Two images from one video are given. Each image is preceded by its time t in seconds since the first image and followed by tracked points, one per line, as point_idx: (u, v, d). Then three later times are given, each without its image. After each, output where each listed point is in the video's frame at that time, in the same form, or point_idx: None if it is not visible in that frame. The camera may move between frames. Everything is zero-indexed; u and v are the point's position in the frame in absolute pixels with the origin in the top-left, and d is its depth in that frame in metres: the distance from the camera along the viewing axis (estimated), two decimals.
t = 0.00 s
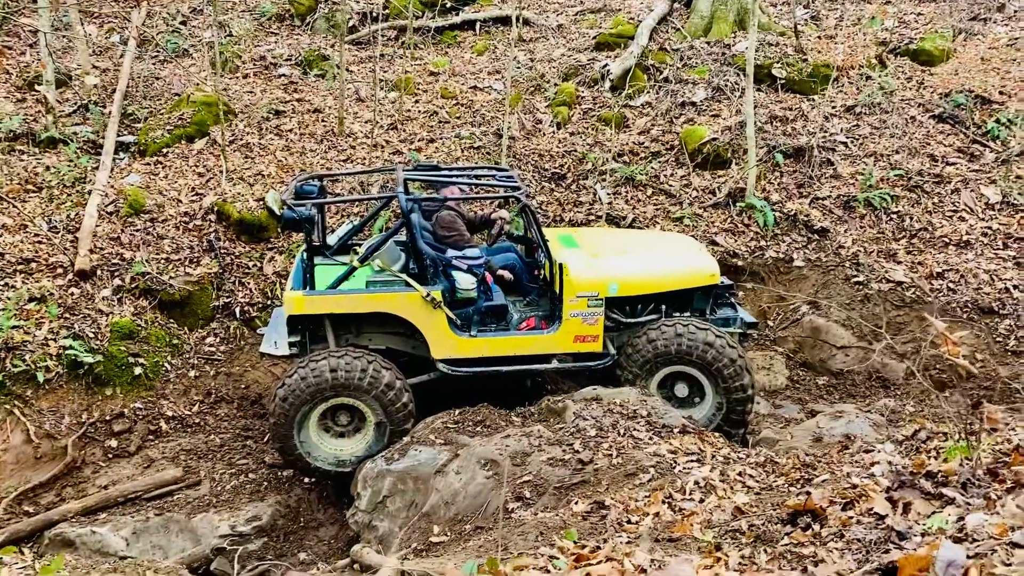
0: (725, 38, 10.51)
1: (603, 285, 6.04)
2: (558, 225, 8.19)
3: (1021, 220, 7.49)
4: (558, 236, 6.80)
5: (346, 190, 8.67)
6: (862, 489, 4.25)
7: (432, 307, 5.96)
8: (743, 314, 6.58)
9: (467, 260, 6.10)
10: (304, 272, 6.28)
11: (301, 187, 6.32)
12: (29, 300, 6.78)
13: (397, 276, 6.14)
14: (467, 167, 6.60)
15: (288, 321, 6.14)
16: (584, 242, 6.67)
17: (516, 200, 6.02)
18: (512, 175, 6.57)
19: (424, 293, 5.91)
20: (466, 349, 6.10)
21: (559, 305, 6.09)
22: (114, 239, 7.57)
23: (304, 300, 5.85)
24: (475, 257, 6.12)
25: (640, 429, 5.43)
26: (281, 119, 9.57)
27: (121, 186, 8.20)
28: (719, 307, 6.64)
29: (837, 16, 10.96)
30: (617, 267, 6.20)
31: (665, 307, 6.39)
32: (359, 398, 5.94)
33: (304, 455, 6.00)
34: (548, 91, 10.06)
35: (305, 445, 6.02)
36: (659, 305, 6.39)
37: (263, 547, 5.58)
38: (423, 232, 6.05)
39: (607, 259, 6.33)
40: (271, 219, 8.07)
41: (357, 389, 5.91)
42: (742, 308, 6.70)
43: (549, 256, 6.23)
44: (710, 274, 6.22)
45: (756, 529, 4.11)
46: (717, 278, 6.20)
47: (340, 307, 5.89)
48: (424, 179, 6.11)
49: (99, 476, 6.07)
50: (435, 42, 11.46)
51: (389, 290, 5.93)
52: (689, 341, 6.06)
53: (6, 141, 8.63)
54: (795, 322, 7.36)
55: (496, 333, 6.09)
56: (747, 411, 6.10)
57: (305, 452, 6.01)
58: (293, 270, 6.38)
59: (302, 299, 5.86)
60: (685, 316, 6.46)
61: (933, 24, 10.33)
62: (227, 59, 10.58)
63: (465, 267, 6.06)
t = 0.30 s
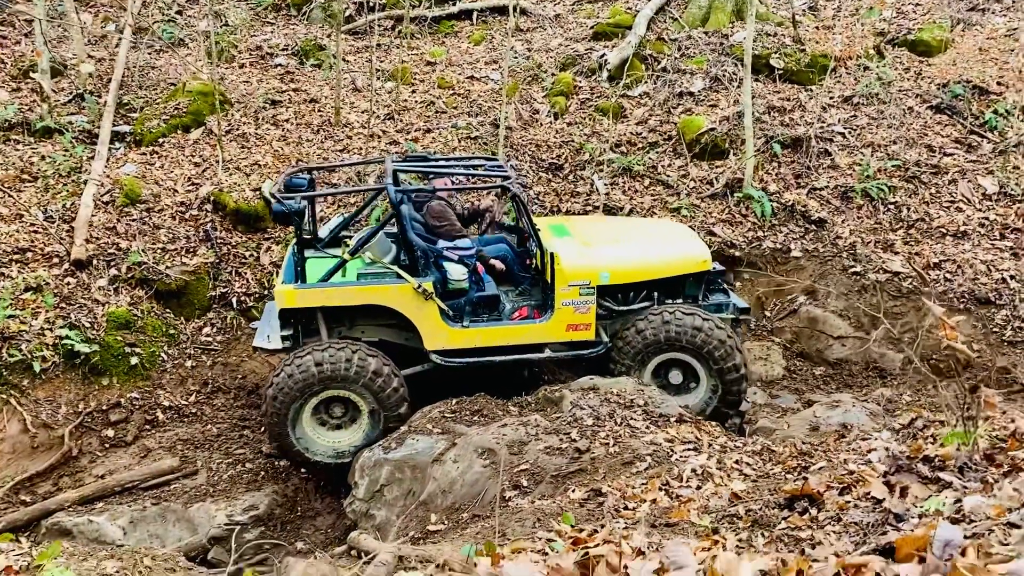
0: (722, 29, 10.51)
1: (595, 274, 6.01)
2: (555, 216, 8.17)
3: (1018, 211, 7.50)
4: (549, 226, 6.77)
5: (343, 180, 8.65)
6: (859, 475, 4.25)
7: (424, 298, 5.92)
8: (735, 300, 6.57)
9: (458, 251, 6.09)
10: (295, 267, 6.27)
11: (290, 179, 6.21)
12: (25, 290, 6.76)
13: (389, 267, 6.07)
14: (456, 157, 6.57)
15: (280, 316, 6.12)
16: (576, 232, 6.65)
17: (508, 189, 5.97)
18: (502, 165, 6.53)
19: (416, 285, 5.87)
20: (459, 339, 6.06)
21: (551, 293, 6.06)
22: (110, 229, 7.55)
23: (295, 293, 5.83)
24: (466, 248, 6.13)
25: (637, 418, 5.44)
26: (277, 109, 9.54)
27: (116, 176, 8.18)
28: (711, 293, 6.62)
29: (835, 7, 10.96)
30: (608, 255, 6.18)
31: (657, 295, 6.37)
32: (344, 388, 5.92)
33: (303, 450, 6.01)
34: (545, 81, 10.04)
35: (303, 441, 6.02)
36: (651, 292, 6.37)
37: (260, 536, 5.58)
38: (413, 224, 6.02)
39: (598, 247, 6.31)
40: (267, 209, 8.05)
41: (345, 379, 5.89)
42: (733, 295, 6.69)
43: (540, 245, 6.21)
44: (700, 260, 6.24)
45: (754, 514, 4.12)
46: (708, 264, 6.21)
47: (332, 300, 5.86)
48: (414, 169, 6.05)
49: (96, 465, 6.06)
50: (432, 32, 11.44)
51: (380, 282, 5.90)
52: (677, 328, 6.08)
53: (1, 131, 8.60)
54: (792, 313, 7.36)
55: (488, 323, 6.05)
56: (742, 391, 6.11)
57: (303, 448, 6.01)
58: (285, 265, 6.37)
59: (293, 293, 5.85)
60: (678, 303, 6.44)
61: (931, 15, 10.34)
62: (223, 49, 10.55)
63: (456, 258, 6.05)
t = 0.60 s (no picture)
0: (723, 21, 10.50)
1: (577, 262, 5.97)
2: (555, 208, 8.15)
3: (1019, 204, 7.48)
4: (530, 214, 6.69)
5: (343, 172, 8.63)
6: (860, 469, 4.26)
7: (408, 297, 5.83)
8: (721, 279, 6.57)
9: (440, 247, 5.95)
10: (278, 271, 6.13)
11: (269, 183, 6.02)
12: (24, 281, 6.74)
13: (371, 268, 5.90)
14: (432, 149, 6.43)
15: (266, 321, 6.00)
16: (556, 219, 6.57)
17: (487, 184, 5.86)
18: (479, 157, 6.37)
19: (399, 284, 5.77)
20: (445, 335, 5.99)
21: (535, 285, 6.01)
22: (109, 220, 7.53)
23: (279, 300, 5.72)
24: (447, 244, 5.98)
25: (638, 411, 5.44)
26: (277, 101, 9.51)
27: (116, 168, 8.16)
28: (697, 273, 6.65)
29: None
30: (591, 242, 6.14)
31: (642, 279, 6.35)
32: (321, 391, 5.71)
33: (309, 461, 5.87)
34: (545, 72, 10.01)
35: (306, 452, 5.87)
36: (636, 276, 6.35)
37: (260, 528, 5.59)
38: (393, 222, 5.88)
39: (580, 234, 6.27)
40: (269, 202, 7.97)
41: (316, 384, 5.69)
42: (720, 273, 6.70)
43: (522, 237, 6.13)
44: (684, 241, 6.19)
45: (754, 507, 4.13)
46: (691, 244, 6.18)
47: (316, 304, 5.77)
48: (390, 167, 5.89)
49: (96, 457, 6.10)
50: (431, 24, 11.42)
51: (363, 283, 5.81)
52: (646, 316, 6.08)
53: None
54: (792, 306, 7.35)
55: (475, 318, 5.99)
56: (732, 350, 6.12)
57: (309, 459, 5.86)
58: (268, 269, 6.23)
59: (277, 299, 5.73)
60: (664, 286, 6.45)
61: (933, 7, 10.32)
62: (222, 40, 10.52)
63: (439, 254, 5.92)
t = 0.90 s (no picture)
0: (727, 16, 10.50)
1: (560, 255, 5.83)
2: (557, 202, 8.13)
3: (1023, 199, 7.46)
4: (506, 199, 6.45)
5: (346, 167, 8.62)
6: (863, 464, 4.26)
7: (391, 305, 5.67)
8: (706, 257, 6.53)
9: (419, 251, 5.78)
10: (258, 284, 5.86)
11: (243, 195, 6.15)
12: (27, 276, 6.74)
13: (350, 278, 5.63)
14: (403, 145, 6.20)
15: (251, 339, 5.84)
16: (533, 205, 6.34)
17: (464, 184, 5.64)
18: (454, 152, 6.12)
19: (380, 294, 5.60)
20: (432, 339, 5.85)
21: (518, 282, 5.87)
22: (112, 215, 7.53)
23: (261, 319, 5.55)
24: (426, 248, 5.81)
25: (640, 406, 5.43)
26: (279, 95, 9.51)
27: (119, 162, 8.17)
28: (682, 252, 6.60)
29: None
30: (571, 233, 5.98)
31: (626, 263, 6.28)
32: (301, 401, 5.63)
33: (312, 469, 5.80)
34: (548, 67, 9.99)
35: (306, 461, 5.81)
36: (621, 261, 6.28)
37: (262, 523, 5.61)
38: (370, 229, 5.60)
39: (558, 223, 6.09)
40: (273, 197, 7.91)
41: (294, 395, 5.60)
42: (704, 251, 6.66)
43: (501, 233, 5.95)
44: (665, 223, 6.10)
45: (757, 502, 4.13)
46: (673, 227, 6.09)
47: (299, 319, 5.61)
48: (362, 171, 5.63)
49: (98, 451, 6.13)
50: (434, 19, 11.42)
51: (344, 295, 5.64)
52: (626, 313, 6.10)
53: (3, 117, 8.58)
54: (794, 301, 7.33)
55: (460, 320, 5.85)
56: (718, 323, 6.18)
57: (310, 467, 5.80)
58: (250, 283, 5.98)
59: (259, 318, 5.57)
60: (648, 269, 6.41)
61: (937, 3, 10.31)
62: (224, 34, 10.52)
63: (417, 259, 5.75)
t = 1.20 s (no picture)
0: (733, 13, 10.48)
1: (553, 252, 5.81)
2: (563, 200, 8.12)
3: None
4: (501, 199, 6.46)
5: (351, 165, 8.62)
6: (868, 463, 4.25)
7: (385, 306, 5.67)
8: (700, 250, 6.47)
9: (412, 251, 5.74)
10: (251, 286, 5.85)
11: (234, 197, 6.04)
12: (34, 272, 6.76)
13: (344, 280, 5.64)
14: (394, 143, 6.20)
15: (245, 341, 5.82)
16: (527, 205, 6.35)
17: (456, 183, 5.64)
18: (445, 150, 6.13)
19: (375, 295, 5.59)
20: (427, 339, 5.85)
21: (512, 280, 5.85)
22: (118, 212, 7.56)
23: (255, 322, 5.54)
24: (419, 247, 5.76)
25: (645, 404, 5.43)
26: (285, 92, 9.52)
27: (125, 159, 8.20)
28: (675, 246, 6.54)
29: None
30: (564, 230, 5.97)
31: (620, 259, 6.22)
32: (294, 406, 5.61)
33: (316, 471, 5.80)
34: (554, 64, 9.99)
35: (309, 464, 5.80)
36: (614, 257, 6.22)
37: (268, 519, 5.63)
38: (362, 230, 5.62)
39: (552, 221, 6.08)
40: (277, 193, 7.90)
41: (287, 400, 5.58)
42: (697, 244, 6.59)
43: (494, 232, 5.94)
44: (658, 218, 6.08)
45: (762, 501, 4.13)
46: (666, 222, 6.06)
47: (294, 322, 5.60)
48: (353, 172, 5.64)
49: (105, 448, 6.15)
50: (440, 16, 11.44)
51: (339, 297, 5.63)
52: (614, 314, 6.07)
53: (10, 114, 8.61)
54: (800, 300, 7.31)
55: (455, 319, 5.84)
56: (708, 308, 6.13)
57: (314, 469, 5.80)
58: (241, 285, 5.95)
59: (253, 322, 5.56)
60: (641, 264, 6.34)
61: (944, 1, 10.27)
62: (231, 32, 10.55)
63: (411, 259, 5.73)
